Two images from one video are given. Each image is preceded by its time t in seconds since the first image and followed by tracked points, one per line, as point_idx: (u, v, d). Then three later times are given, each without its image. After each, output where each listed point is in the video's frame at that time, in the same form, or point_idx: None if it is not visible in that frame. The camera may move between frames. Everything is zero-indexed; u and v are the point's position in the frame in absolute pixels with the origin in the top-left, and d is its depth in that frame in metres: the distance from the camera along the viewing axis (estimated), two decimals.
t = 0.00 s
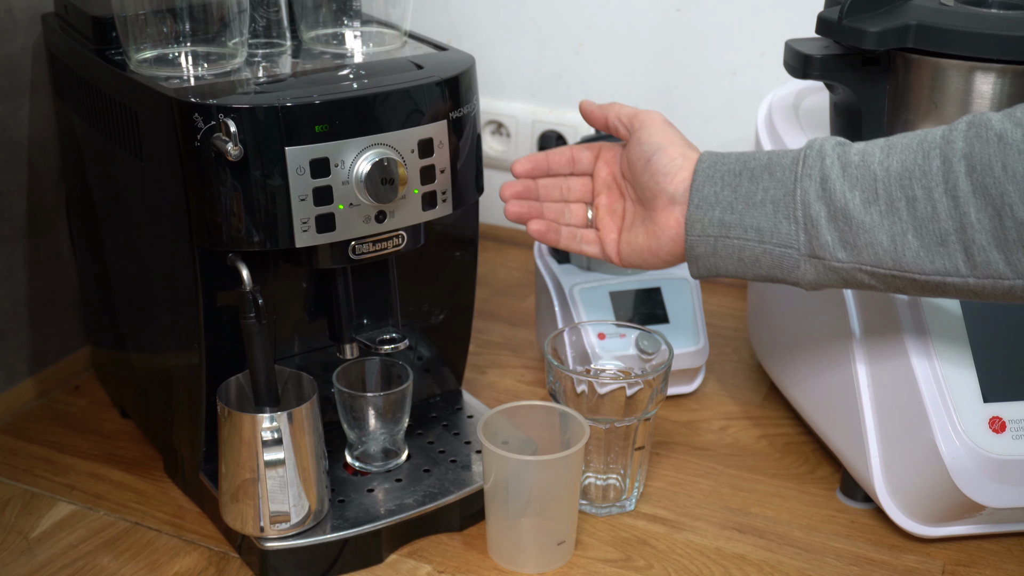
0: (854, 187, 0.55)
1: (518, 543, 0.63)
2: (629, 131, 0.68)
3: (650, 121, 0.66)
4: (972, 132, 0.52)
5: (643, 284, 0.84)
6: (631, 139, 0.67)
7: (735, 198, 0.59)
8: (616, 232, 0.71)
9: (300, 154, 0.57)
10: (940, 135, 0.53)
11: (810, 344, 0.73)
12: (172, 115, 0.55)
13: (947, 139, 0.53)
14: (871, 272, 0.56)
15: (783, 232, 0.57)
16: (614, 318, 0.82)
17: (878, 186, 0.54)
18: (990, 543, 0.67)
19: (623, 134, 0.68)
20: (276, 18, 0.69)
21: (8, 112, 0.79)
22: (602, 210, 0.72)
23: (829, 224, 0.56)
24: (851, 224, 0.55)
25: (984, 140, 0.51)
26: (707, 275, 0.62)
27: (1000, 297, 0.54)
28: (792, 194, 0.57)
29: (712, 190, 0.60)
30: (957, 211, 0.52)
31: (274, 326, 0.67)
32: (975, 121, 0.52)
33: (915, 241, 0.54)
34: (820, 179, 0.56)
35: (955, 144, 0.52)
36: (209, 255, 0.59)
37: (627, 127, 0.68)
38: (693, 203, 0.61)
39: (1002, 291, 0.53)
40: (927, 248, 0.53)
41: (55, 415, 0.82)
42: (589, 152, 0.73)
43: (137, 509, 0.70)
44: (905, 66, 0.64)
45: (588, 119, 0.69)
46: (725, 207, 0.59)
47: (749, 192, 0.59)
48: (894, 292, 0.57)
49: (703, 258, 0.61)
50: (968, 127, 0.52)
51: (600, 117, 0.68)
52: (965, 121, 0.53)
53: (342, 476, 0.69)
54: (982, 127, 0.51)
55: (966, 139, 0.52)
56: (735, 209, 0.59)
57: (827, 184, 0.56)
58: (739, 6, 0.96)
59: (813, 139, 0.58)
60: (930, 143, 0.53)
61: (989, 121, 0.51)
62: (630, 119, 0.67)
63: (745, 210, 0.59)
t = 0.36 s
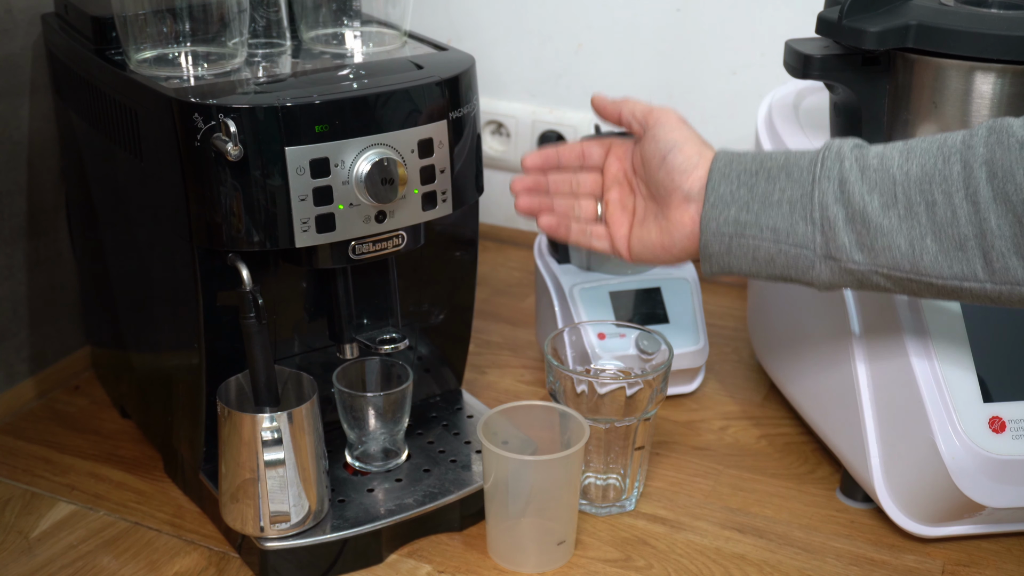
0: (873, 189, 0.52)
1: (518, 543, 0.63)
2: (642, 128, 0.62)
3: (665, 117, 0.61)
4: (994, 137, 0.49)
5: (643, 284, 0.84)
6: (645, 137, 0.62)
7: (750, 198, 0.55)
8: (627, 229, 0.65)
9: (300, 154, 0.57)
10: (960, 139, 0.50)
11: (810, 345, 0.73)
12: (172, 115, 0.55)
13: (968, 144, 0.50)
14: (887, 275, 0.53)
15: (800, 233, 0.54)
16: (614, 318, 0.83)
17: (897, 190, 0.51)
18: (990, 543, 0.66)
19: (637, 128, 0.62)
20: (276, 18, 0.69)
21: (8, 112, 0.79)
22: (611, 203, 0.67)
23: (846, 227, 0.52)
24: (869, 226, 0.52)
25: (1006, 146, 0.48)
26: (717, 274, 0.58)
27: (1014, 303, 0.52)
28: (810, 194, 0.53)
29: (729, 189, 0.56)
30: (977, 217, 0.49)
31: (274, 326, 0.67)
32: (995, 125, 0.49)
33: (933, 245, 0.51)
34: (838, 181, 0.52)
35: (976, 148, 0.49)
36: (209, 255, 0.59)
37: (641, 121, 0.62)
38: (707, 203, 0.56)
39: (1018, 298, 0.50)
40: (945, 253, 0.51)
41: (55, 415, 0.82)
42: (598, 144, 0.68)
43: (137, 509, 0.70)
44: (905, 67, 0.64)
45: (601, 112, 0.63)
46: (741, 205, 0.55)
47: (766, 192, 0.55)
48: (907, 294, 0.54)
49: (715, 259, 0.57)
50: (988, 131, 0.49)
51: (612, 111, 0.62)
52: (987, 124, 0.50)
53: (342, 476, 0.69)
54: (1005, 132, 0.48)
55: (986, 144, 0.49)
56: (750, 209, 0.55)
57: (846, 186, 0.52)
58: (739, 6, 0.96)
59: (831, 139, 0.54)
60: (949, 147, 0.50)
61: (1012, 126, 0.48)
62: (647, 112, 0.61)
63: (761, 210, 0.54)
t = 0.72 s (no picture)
0: (883, 118, 0.48)
1: (518, 543, 0.63)
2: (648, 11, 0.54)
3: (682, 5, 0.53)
4: (1016, 83, 0.45)
5: (643, 284, 0.84)
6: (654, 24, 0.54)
7: (757, 104, 0.51)
8: (618, 107, 0.58)
9: (300, 154, 0.57)
10: (980, 80, 0.47)
11: (809, 344, 0.73)
12: (172, 115, 0.55)
13: (987, 86, 0.46)
14: (879, 205, 0.50)
15: (802, 147, 0.50)
16: (614, 318, 0.83)
17: (906, 121, 0.48)
18: (990, 542, 0.66)
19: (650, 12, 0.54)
20: (276, 18, 0.69)
21: (8, 112, 0.79)
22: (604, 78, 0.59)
23: (849, 150, 0.49)
24: (872, 153, 0.48)
25: None
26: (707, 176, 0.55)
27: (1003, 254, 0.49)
28: (818, 111, 0.50)
29: (734, 91, 0.52)
30: (982, 159, 0.46)
31: (274, 326, 0.67)
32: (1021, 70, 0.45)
33: (932, 183, 0.48)
34: (850, 101, 0.49)
35: (994, 92, 0.46)
36: (208, 254, 0.59)
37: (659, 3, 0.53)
38: (711, 102, 0.52)
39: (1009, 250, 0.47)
40: (943, 194, 0.47)
41: (55, 415, 0.82)
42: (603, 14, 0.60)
43: (137, 509, 0.70)
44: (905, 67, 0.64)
45: None
46: (744, 110, 0.51)
47: (773, 100, 0.51)
48: (896, 228, 0.51)
49: (707, 162, 0.54)
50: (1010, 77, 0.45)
51: None
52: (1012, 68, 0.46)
53: (342, 476, 0.68)
54: None
55: (1005, 91, 0.45)
56: (753, 116, 0.51)
57: (856, 110, 0.49)
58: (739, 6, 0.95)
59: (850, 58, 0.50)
60: (967, 88, 0.47)
61: None
62: None
63: (766, 119, 0.51)
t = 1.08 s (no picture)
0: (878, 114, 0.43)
1: (518, 543, 0.63)
2: None
3: None
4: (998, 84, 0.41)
5: (643, 284, 0.84)
6: None
7: (747, 100, 0.46)
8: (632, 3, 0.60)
9: (300, 153, 0.57)
10: (961, 83, 0.42)
11: (810, 345, 0.73)
12: (172, 115, 0.55)
13: (975, 89, 0.42)
14: (871, 209, 0.44)
15: (799, 139, 0.45)
16: (614, 318, 0.83)
17: (901, 119, 0.43)
18: (991, 543, 0.66)
19: None
20: (276, 18, 0.68)
21: (7, 112, 0.79)
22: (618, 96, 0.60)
23: (843, 145, 0.44)
24: (869, 155, 0.43)
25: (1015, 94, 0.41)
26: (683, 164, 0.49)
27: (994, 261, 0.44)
28: (813, 104, 0.44)
29: (728, 87, 0.46)
30: (976, 160, 0.41)
31: (274, 326, 0.67)
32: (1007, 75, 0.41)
33: (923, 183, 0.43)
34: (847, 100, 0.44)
35: (984, 92, 0.41)
36: (208, 254, 0.59)
37: None
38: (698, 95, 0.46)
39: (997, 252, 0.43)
40: (934, 194, 0.43)
41: (54, 415, 0.82)
42: None
43: (137, 509, 0.70)
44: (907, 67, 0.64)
45: None
46: (738, 101, 0.46)
47: (769, 96, 0.45)
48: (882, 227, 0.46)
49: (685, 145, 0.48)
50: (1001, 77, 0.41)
51: None
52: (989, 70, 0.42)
53: (342, 476, 0.68)
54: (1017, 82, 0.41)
55: (996, 92, 0.41)
56: (745, 113, 0.46)
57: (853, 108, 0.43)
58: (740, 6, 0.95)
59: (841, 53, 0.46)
60: (960, 88, 0.42)
61: None
62: None
63: (761, 113, 0.45)
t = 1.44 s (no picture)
0: (863, 183, 0.56)
1: (518, 543, 0.63)
2: (647, 103, 0.68)
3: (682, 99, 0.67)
4: (980, 137, 0.52)
5: (643, 284, 0.84)
6: (650, 113, 0.67)
7: (745, 184, 0.60)
8: (620, 203, 0.72)
9: (300, 154, 0.57)
10: (949, 138, 0.54)
11: (810, 344, 0.73)
12: (172, 115, 0.55)
13: (956, 143, 0.53)
14: (872, 267, 0.57)
15: (790, 220, 0.58)
16: (614, 318, 0.83)
17: (885, 185, 0.55)
18: (990, 542, 0.66)
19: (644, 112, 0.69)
20: (276, 18, 0.69)
21: (8, 113, 0.79)
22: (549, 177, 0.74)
23: (835, 217, 0.57)
24: (857, 219, 0.56)
25: (991, 146, 0.52)
26: (700, 238, 0.62)
27: (995, 301, 0.55)
28: (803, 183, 0.58)
29: (723, 173, 0.61)
30: (961, 214, 0.53)
31: (275, 326, 0.67)
32: (984, 125, 0.53)
33: (918, 241, 0.55)
34: (830, 172, 0.57)
35: (964, 148, 0.53)
36: (208, 255, 0.59)
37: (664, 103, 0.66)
38: (703, 186, 0.61)
39: (1000, 296, 0.54)
40: (929, 249, 0.55)
41: (55, 415, 0.82)
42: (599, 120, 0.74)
43: (137, 509, 0.70)
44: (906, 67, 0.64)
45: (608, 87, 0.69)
46: (735, 190, 0.60)
47: (761, 179, 0.59)
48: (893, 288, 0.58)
49: (702, 225, 0.62)
50: (979, 131, 0.53)
51: (622, 85, 0.67)
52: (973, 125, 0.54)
53: (342, 476, 0.68)
54: (992, 133, 0.52)
55: (975, 144, 0.52)
56: (742, 195, 0.60)
57: (837, 177, 0.56)
58: (740, 6, 0.95)
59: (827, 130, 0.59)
60: (938, 146, 0.54)
61: (999, 128, 0.52)
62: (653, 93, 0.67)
63: (757, 195, 0.59)
